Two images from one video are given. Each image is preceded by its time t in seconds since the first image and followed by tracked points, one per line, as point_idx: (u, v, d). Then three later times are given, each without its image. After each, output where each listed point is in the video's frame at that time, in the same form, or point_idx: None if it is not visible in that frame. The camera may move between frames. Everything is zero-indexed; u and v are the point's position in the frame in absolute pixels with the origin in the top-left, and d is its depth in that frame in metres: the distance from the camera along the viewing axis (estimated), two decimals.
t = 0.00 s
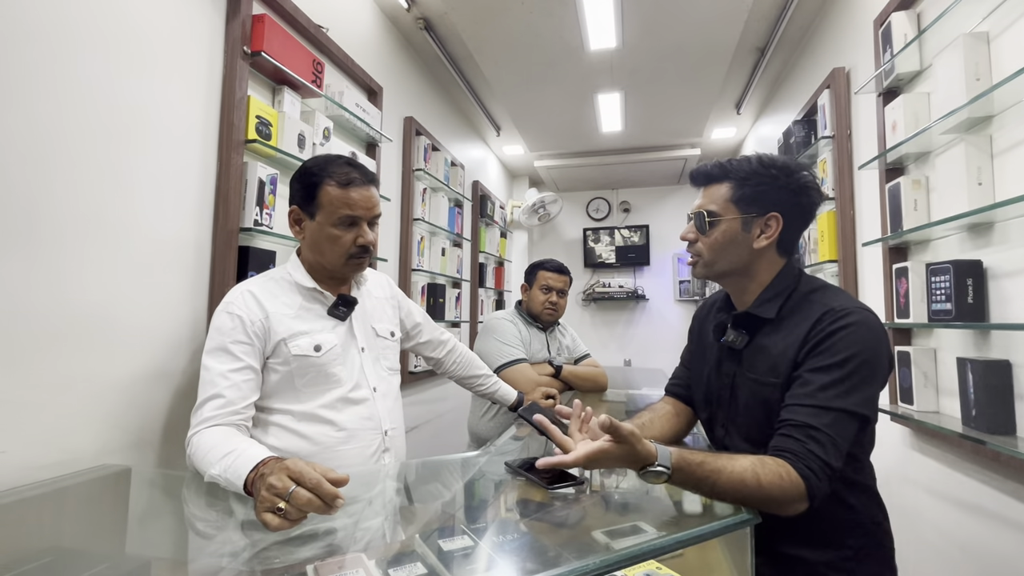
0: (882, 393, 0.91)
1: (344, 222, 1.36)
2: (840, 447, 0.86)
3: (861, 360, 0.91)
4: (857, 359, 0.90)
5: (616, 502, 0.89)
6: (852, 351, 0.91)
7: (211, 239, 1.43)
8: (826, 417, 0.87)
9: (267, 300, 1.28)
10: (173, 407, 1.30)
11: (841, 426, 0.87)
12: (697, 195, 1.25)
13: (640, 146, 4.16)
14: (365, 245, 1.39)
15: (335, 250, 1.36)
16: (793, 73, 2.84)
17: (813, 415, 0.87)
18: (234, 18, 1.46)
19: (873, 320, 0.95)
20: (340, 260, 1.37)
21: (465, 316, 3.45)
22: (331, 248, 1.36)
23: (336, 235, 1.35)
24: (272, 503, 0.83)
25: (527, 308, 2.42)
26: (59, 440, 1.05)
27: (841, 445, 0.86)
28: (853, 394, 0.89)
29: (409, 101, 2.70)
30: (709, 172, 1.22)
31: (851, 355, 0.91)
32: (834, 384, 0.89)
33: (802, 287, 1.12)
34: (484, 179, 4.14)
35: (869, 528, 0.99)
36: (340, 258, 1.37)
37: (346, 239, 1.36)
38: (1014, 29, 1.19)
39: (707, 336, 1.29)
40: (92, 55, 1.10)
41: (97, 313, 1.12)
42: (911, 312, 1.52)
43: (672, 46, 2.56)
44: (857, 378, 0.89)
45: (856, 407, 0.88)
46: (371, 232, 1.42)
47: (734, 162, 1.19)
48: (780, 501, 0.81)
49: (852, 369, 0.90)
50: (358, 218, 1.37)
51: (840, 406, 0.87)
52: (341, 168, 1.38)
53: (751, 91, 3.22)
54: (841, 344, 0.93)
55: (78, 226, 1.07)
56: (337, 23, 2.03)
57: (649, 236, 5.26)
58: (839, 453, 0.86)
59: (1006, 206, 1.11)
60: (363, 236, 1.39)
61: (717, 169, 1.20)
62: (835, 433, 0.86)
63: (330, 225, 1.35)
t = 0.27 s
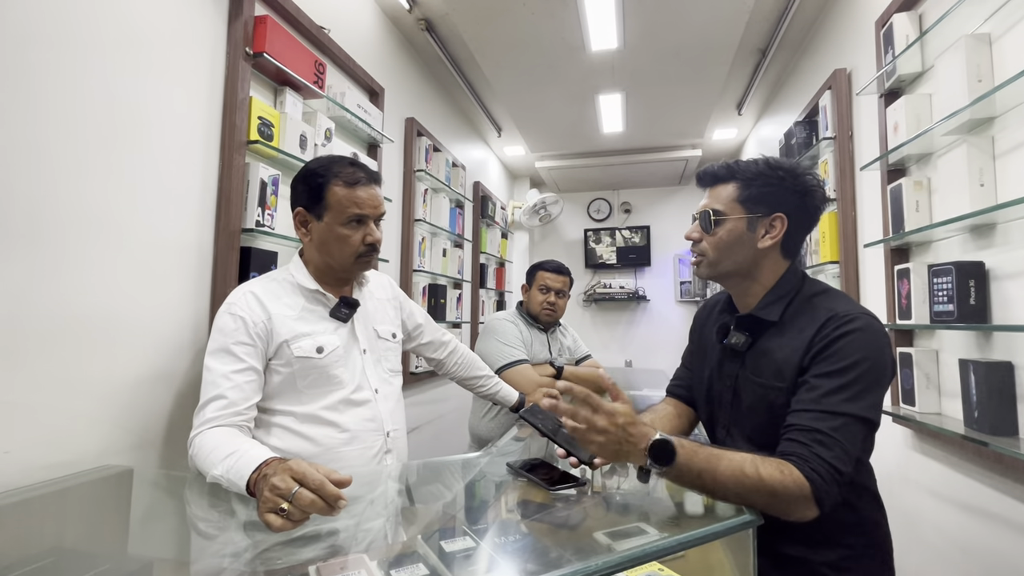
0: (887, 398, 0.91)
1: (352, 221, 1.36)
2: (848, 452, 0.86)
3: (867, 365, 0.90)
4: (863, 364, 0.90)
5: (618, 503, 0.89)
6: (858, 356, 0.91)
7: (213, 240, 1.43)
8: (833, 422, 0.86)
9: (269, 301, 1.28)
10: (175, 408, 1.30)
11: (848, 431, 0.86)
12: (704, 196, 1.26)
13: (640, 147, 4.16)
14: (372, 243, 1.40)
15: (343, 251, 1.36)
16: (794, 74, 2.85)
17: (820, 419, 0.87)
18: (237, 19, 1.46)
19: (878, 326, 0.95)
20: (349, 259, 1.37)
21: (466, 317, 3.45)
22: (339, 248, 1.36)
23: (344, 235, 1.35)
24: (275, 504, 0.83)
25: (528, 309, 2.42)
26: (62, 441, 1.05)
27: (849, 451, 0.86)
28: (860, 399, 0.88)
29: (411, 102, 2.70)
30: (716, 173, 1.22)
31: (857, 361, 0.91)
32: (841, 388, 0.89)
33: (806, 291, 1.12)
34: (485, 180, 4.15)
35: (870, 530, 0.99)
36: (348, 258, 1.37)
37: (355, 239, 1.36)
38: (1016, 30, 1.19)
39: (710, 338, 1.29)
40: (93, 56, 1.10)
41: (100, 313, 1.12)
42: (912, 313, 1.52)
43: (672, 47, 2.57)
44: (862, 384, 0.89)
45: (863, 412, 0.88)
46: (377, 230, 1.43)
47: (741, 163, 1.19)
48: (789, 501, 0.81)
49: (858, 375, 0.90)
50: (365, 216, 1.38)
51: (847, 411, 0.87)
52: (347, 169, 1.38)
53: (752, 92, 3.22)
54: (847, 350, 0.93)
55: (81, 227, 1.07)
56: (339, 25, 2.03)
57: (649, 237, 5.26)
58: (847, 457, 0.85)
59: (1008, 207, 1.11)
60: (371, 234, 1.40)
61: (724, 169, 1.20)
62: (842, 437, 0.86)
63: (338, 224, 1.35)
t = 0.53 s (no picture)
0: (889, 398, 0.90)
1: (356, 220, 1.36)
2: (849, 451, 0.85)
3: (866, 366, 0.90)
4: (862, 365, 0.90)
5: (620, 503, 0.89)
6: (857, 357, 0.91)
7: (215, 240, 1.43)
8: (832, 422, 0.86)
9: (272, 302, 1.28)
10: (176, 408, 1.30)
11: (850, 430, 0.85)
12: (705, 198, 1.25)
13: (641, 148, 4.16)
14: (375, 242, 1.40)
15: (347, 250, 1.36)
16: (795, 75, 2.85)
17: (819, 418, 0.87)
18: (239, 20, 1.46)
19: (877, 330, 0.95)
20: (351, 259, 1.38)
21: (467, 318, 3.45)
22: (342, 247, 1.36)
23: (348, 234, 1.36)
24: (278, 505, 0.83)
25: (529, 310, 2.42)
26: (64, 441, 1.05)
27: (850, 450, 0.85)
28: (859, 399, 0.88)
29: (412, 102, 2.71)
30: (717, 176, 1.22)
31: (856, 361, 0.91)
32: (839, 388, 0.89)
33: (807, 294, 1.12)
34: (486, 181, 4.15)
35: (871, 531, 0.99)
36: (351, 257, 1.37)
37: (359, 238, 1.37)
38: (1018, 31, 1.19)
39: (711, 340, 1.29)
40: (96, 57, 1.10)
41: (102, 313, 1.12)
42: (914, 314, 1.52)
43: (673, 48, 2.57)
44: (861, 384, 0.89)
45: (862, 412, 0.87)
46: (379, 229, 1.43)
47: (742, 166, 1.20)
48: (788, 501, 0.82)
49: (857, 375, 0.89)
50: (368, 216, 1.38)
51: (846, 411, 0.87)
52: (350, 168, 1.39)
53: (753, 93, 3.22)
54: (845, 351, 0.93)
55: (82, 227, 1.07)
56: (341, 26, 2.03)
57: (650, 238, 5.26)
58: (848, 458, 0.84)
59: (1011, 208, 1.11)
60: (374, 233, 1.40)
61: (726, 172, 1.21)
62: (842, 435, 0.85)
63: (342, 223, 1.35)
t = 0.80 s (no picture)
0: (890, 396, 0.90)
1: (351, 224, 1.36)
2: (851, 451, 0.85)
3: (868, 365, 0.90)
4: (864, 364, 0.90)
5: (621, 504, 0.89)
6: (858, 356, 0.91)
7: (216, 240, 1.43)
8: (835, 420, 0.86)
9: (273, 301, 1.28)
10: (177, 407, 1.30)
11: (852, 429, 0.86)
12: (705, 200, 1.24)
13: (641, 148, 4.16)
14: (372, 245, 1.40)
15: (343, 254, 1.36)
16: (796, 75, 2.85)
17: (822, 417, 0.87)
18: (240, 19, 1.46)
19: (879, 328, 0.94)
20: (348, 261, 1.37)
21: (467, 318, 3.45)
22: (339, 251, 1.36)
23: (343, 238, 1.35)
24: (278, 505, 0.83)
25: (530, 310, 2.42)
26: (64, 441, 1.04)
27: (852, 449, 0.85)
28: (861, 398, 0.88)
29: (413, 102, 2.71)
30: (718, 179, 1.20)
31: (857, 360, 0.90)
32: (841, 387, 0.89)
33: (807, 293, 1.12)
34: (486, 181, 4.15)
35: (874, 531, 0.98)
36: (348, 261, 1.37)
37: (354, 241, 1.36)
38: (1020, 31, 1.19)
39: (712, 340, 1.29)
40: (96, 56, 1.10)
41: (103, 312, 1.12)
42: (916, 315, 1.52)
43: (674, 49, 2.57)
44: (863, 383, 0.88)
45: (865, 411, 0.87)
46: (376, 231, 1.43)
47: (745, 169, 1.17)
48: (795, 501, 0.80)
49: (859, 374, 0.89)
50: (364, 218, 1.37)
51: (848, 409, 0.87)
52: (342, 171, 1.37)
53: (754, 93, 3.22)
54: (847, 350, 0.92)
55: (82, 226, 1.07)
56: (342, 25, 2.03)
57: (651, 238, 5.26)
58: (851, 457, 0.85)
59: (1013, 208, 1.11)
60: (370, 236, 1.39)
61: (728, 176, 1.19)
62: (845, 435, 0.85)
63: (337, 228, 1.35)
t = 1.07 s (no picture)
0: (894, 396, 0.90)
1: (351, 222, 1.35)
2: (854, 448, 0.84)
3: (867, 364, 0.90)
4: (865, 363, 0.90)
5: (622, 505, 0.89)
6: (859, 356, 0.90)
7: (217, 240, 1.43)
8: (836, 418, 0.86)
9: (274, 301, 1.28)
10: (178, 408, 1.30)
11: (855, 427, 0.85)
12: (705, 202, 1.24)
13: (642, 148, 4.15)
14: (372, 243, 1.39)
15: (342, 250, 1.36)
16: (797, 76, 2.85)
17: (823, 416, 0.87)
18: (241, 20, 1.46)
19: (879, 328, 0.94)
20: (347, 259, 1.37)
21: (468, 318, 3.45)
22: (337, 248, 1.36)
23: (342, 234, 1.35)
24: (279, 506, 0.82)
25: (530, 310, 2.42)
26: (65, 441, 1.04)
27: (855, 447, 0.84)
28: (863, 396, 0.87)
29: (414, 102, 2.71)
30: (717, 179, 1.21)
31: (858, 358, 0.90)
32: (842, 385, 0.88)
33: (809, 294, 1.11)
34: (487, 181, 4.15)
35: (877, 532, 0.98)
36: (346, 258, 1.37)
37: (353, 238, 1.36)
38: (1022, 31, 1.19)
39: (713, 342, 1.29)
40: (97, 56, 1.10)
41: (104, 313, 1.12)
42: (917, 316, 1.51)
43: (675, 49, 2.57)
44: (864, 381, 0.88)
45: (867, 408, 0.86)
46: (378, 230, 1.42)
47: (743, 169, 1.18)
48: (792, 500, 0.82)
49: (860, 373, 0.89)
50: (364, 218, 1.37)
51: (849, 406, 0.86)
52: (346, 168, 1.38)
53: (755, 93, 3.22)
54: (847, 350, 0.92)
55: (82, 226, 1.06)
56: (343, 26, 2.04)
57: (651, 239, 5.26)
58: (854, 454, 0.84)
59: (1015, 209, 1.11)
60: (370, 234, 1.39)
61: (726, 176, 1.19)
62: (846, 433, 0.85)
63: (336, 224, 1.35)
